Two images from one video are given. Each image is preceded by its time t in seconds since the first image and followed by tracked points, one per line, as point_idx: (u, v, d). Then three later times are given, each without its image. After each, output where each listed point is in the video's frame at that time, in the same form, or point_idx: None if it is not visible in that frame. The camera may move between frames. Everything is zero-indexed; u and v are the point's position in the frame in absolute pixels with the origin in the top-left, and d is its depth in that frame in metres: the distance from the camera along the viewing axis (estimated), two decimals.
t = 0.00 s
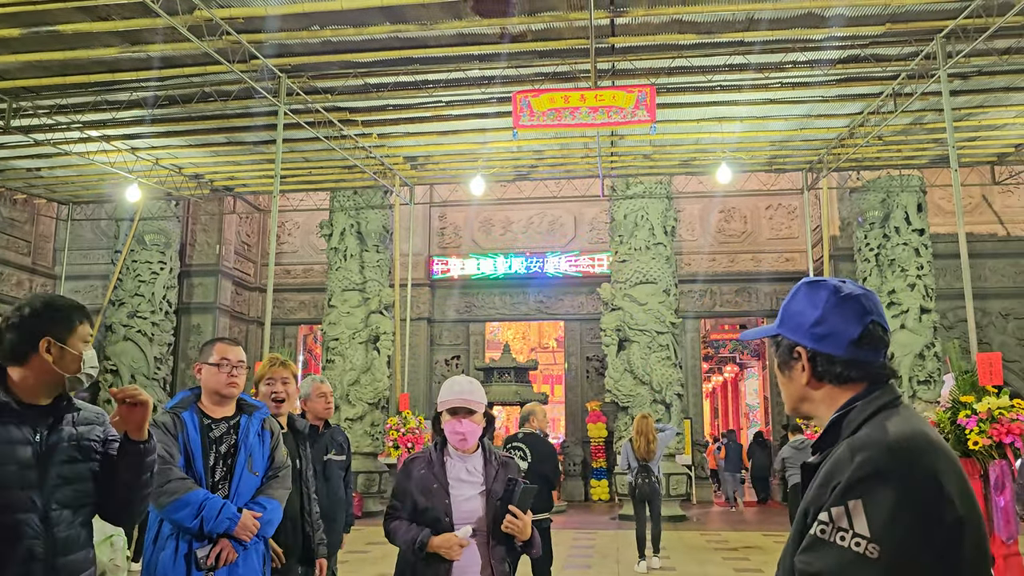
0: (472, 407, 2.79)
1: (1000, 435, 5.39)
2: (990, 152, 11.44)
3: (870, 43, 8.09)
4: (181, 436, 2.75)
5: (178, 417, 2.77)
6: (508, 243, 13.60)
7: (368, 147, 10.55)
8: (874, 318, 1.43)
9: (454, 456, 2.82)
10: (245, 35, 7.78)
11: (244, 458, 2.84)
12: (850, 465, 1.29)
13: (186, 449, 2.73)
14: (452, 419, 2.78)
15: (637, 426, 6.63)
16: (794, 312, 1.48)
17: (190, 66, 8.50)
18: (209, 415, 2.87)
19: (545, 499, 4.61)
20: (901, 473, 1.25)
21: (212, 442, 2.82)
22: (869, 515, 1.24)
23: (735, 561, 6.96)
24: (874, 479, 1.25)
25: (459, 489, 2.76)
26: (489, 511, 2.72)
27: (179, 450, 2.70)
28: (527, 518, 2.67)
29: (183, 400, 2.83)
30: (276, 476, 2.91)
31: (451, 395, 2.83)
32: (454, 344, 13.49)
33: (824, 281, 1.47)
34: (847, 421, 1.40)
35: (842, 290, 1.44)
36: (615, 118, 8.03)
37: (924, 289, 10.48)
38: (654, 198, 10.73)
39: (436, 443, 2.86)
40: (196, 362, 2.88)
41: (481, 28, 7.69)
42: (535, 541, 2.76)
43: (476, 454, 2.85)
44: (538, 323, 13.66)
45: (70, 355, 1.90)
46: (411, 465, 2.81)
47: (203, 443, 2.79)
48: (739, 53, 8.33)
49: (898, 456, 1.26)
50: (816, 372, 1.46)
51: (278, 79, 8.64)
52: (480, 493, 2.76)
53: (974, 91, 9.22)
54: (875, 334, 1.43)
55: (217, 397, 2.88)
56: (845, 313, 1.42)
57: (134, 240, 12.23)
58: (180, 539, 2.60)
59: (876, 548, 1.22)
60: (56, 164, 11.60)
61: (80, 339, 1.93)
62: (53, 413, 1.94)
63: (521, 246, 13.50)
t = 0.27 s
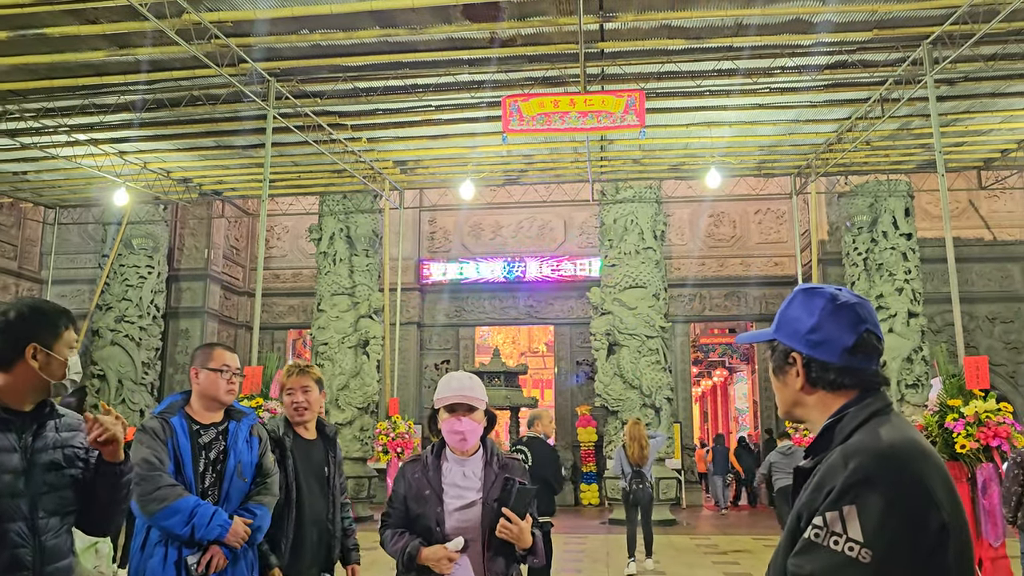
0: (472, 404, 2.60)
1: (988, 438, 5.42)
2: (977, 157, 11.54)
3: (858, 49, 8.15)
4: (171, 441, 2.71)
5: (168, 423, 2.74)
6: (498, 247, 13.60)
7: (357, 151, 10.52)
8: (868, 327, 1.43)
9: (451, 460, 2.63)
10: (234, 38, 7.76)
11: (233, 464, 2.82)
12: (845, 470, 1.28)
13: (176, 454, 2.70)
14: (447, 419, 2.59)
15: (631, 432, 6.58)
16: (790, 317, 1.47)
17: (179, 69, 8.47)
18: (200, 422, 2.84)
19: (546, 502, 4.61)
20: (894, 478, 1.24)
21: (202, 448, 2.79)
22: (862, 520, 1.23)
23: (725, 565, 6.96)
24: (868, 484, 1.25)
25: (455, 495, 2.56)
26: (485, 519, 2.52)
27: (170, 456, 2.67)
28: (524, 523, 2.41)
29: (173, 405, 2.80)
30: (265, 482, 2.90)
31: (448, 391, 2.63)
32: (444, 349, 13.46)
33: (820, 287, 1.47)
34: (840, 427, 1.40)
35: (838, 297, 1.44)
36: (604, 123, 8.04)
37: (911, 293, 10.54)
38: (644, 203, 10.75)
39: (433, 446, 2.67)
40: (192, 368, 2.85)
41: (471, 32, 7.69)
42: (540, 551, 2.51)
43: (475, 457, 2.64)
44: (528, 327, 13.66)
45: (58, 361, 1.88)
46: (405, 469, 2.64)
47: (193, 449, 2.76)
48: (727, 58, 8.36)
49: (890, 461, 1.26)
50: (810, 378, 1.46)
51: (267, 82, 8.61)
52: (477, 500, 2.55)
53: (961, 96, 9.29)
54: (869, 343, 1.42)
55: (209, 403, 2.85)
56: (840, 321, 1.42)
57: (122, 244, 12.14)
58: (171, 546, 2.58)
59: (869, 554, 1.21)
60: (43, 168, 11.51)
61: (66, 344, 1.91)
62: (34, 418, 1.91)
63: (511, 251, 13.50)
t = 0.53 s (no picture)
0: (461, 408, 2.34)
1: (983, 444, 5.42)
2: (970, 164, 11.58)
3: (851, 56, 8.17)
4: (164, 450, 2.67)
5: (161, 431, 2.69)
6: (493, 254, 13.58)
7: (351, 158, 10.49)
8: (868, 334, 1.41)
9: (439, 471, 2.32)
10: (228, 45, 7.74)
11: (225, 473, 2.78)
12: (848, 475, 1.26)
13: (168, 462, 2.66)
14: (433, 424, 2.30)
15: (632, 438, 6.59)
16: (789, 323, 1.46)
17: (172, 76, 8.44)
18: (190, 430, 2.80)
19: (546, 510, 4.60)
20: (898, 484, 1.22)
21: (194, 456, 2.76)
22: (865, 526, 1.21)
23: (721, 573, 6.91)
24: (871, 490, 1.23)
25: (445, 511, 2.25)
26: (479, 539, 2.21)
27: (162, 464, 2.63)
28: (520, 542, 2.13)
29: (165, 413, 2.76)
30: (256, 492, 2.86)
31: (434, 393, 2.36)
32: (439, 356, 13.42)
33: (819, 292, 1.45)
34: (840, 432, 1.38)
35: (839, 303, 1.42)
36: (598, 129, 8.03)
37: (905, 299, 10.55)
38: (638, 210, 10.75)
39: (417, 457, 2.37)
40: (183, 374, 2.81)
41: (465, 39, 7.68)
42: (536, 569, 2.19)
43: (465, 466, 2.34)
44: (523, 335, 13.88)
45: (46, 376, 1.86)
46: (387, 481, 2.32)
47: (185, 457, 2.72)
48: (721, 65, 8.38)
49: (894, 467, 1.24)
50: (809, 385, 1.44)
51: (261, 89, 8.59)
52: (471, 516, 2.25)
53: (953, 103, 9.32)
54: (870, 350, 1.41)
55: (200, 411, 2.81)
56: (839, 328, 1.40)
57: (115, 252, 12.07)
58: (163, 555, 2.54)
59: (871, 560, 1.19)
60: (35, 175, 11.45)
61: (54, 358, 1.89)
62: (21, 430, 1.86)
63: (506, 257, 13.48)
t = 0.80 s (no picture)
0: (460, 399, 2.18)
1: (984, 443, 5.41)
2: (969, 162, 11.58)
3: (850, 55, 8.17)
4: (164, 453, 2.66)
5: (160, 433, 2.68)
6: (493, 255, 13.57)
7: (350, 160, 10.49)
8: (873, 328, 1.40)
9: (439, 471, 2.16)
10: (227, 49, 7.74)
11: (225, 477, 2.78)
12: (849, 470, 1.25)
13: (168, 465, 2.65)
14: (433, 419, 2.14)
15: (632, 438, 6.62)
16: (794, 318, 1.45)
17: (171, 80, 8.45)
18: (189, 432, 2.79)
19: (552, 510, 4.58)
20: (899, 480, 1.21)
21: (194, 459, 2.75)
22: (866, 521, 1.20)
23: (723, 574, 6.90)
24: (872, 484, 1.22)
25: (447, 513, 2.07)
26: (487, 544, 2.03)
27: (162, 467, 2.62)
28: (536, 550, 1.90)
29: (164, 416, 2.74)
30: (255, 495, 2.87)
31: (434, 386, 2.20)
32: (439, 358, 13.42)
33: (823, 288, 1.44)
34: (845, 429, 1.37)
35: (842, 297, 1.42)
36: (598, 130, 8.03)
37: (906, 299, 10.54)
38: (638, 210, 10.74)
39: (414, 455, 2.20)
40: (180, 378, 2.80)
41: (464, 40, 7.68)
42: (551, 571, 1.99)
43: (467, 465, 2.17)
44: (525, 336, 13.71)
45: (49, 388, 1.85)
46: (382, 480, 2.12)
47: (185, 460, 2.71)
48: (720, 65, 8.38)
49: (898, 462, 1.23)
50: (814, 380, 1.43)
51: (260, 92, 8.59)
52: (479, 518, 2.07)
53: (953, 102, 9.33)
54: (875, 345, 1.40)
55: (198, 414, 2.79)
56: (843, 322, 1.40)
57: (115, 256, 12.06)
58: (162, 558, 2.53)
59: (872, 556, 1.18)
60: (34, 179, 11.45)
61: (59, 369, 1.88)
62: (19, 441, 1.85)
63: (506, 259, 13.48)
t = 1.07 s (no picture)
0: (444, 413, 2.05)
1: (986, 437, 5.40)
2: (970, 156, 11.56)
3: (850, 50, 8.15)
4: (163, 453, 2.66)
5: (160, 433, 2.68)
6: (494, 253, 13.57)
7: (350, 159, 10.48)
8: (879, 316, 1.39)
9: (436, 479, 2.11)
10: (225, 48, 7.74)
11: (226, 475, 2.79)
12: (849, 462, 1.25)
13: (166, 465, 2.64)
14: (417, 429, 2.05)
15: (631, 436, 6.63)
16: (799, 307, 1.45)
17: (170, 80, 8.45)
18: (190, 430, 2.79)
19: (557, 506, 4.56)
20: (899, 471, 1.21)
21: (194, 458, 2.75)
22: (863, 514, 1.21)
23: (726, 569, 6.91)
24: (872, 475, 1.22)
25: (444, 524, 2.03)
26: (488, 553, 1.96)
27: (160, 468, 2.62)
28: (538, 559, 1.84)
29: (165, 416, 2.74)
30: (256, 493, 2.88)
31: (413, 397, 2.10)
32: (441, 356, 13.43)
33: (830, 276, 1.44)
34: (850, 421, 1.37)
35: (847, 286, 1.41)
36: (598, 127, 8.01)
37: (907, 293, 10.53)
38: (639, 207, 10.73)
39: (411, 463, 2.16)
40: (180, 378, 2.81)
41: (463, 38, 7.67)
42: None
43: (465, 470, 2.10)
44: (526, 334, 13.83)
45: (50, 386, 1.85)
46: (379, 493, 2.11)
47: (186, 459, 2.71)
48: (720, 61, 8.37)
49: (899, 454, 1.23)
50: (819, 370, 1.43)
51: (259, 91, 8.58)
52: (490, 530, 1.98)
53: (953, 96, 9.31)
54: (881, 334, 1.39)
55: (200, 413, 2.79)
56: (848, 311, 1.39)
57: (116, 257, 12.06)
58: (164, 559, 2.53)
59: (870, 548, 1.18)
60: (35, 180, 11.46)
61: (59, 367, 1.88)
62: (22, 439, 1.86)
63: (506, 256, 13.47)
